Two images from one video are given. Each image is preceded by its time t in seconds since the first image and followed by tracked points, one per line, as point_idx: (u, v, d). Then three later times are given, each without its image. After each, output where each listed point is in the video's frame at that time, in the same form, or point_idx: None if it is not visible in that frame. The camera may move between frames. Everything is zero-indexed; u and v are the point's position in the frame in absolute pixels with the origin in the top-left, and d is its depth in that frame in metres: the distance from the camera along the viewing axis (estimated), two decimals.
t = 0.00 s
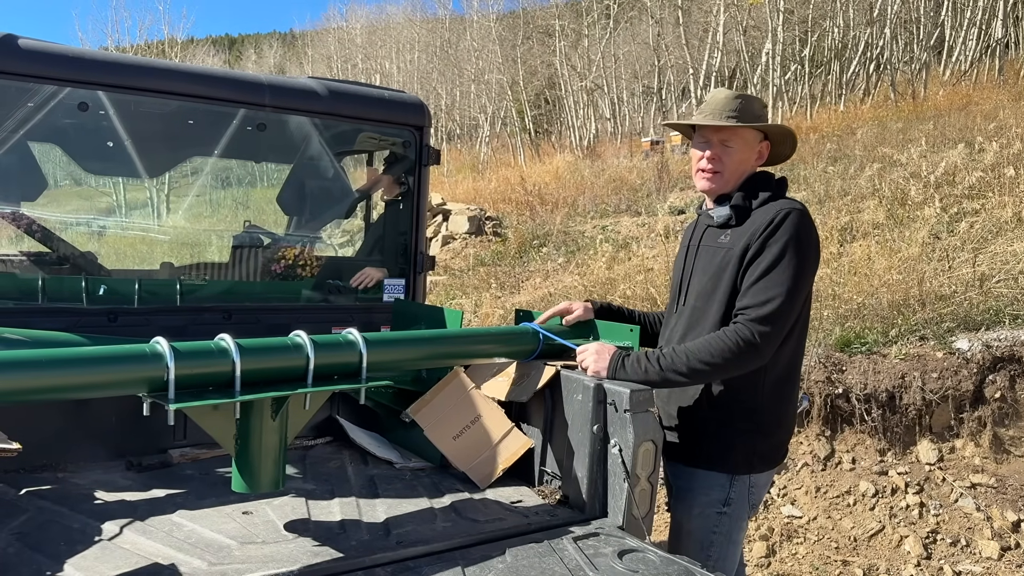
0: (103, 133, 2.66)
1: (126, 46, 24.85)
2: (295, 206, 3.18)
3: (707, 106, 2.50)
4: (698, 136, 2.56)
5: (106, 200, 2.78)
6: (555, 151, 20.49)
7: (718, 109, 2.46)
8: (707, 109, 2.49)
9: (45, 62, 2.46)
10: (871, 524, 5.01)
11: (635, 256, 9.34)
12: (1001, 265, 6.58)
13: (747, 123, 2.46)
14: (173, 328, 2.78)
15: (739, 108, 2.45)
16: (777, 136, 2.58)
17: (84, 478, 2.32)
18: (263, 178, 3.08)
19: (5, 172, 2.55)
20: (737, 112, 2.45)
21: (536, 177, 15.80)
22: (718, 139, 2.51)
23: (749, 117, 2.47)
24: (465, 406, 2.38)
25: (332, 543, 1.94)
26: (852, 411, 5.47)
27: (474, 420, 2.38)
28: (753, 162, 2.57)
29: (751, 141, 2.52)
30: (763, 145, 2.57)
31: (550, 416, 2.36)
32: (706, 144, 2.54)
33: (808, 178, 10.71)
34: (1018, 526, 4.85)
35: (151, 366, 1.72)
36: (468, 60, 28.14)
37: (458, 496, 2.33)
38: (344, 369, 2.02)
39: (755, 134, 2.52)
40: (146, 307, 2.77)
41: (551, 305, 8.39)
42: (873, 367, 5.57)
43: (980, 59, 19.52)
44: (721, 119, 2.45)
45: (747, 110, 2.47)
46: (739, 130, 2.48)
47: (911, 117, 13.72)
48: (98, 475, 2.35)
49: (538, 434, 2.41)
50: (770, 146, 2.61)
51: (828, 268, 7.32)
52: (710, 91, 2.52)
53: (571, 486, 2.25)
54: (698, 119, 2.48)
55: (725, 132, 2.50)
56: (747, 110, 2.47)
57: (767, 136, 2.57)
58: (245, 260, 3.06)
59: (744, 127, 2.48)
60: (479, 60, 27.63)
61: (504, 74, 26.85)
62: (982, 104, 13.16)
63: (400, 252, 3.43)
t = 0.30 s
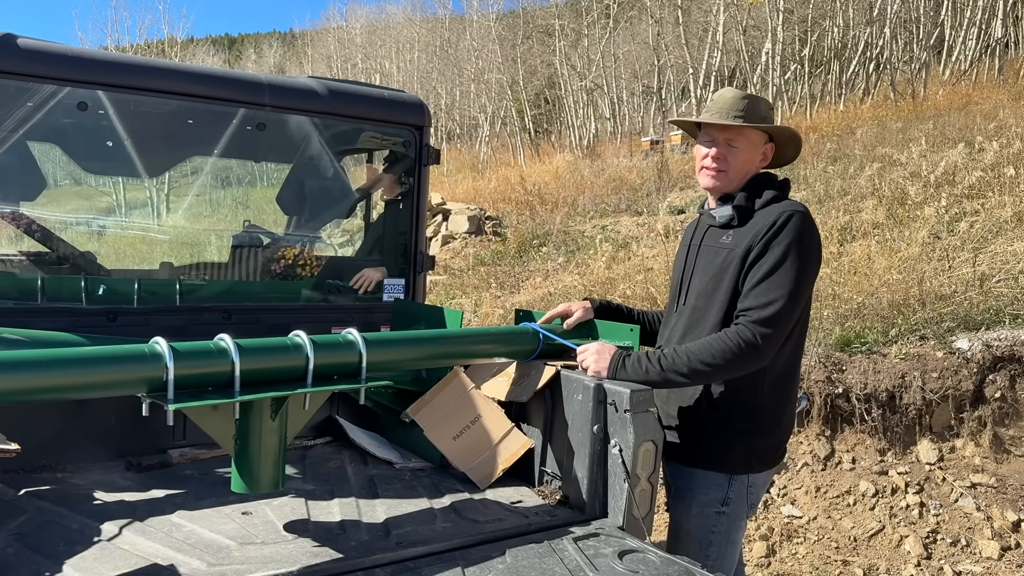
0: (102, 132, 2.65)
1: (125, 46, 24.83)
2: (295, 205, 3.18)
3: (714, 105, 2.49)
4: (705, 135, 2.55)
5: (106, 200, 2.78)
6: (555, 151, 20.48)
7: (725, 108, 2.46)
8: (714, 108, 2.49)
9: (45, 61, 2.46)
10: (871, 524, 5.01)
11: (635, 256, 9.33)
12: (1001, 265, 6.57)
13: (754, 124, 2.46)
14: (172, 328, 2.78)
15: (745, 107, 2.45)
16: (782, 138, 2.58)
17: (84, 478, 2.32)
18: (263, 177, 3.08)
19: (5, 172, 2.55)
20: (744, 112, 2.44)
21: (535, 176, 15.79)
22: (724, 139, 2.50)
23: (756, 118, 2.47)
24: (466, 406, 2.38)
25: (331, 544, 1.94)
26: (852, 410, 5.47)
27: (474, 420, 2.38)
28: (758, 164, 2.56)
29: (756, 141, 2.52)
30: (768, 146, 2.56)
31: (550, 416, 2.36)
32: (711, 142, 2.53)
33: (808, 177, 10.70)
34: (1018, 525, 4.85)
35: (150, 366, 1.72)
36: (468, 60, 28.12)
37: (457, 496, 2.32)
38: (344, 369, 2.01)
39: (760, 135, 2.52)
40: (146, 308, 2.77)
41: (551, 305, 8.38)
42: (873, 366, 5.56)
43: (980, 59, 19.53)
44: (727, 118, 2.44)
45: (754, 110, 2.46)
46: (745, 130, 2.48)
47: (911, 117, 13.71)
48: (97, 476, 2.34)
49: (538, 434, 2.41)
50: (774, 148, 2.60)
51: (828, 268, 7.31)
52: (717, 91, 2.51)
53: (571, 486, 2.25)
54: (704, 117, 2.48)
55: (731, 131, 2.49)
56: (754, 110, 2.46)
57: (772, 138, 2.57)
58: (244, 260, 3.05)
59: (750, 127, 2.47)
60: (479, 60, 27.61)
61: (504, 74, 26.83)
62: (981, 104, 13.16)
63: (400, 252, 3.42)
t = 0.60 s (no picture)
0: (101, 132, 2.65)
1: (125, 46, 24.82)
2: (294, 205, 3.17)
3: (707, 107, 2.50)
4: (699, 136, 2.56)
5: (105, 200, 2.77)
6: (555, 150, 20.47)
7: (716, 109, 2.46)
8: (706, 110, 2.49)
9: (45, 61, 2.46)
10: (871, 524, 5.01)
11: (635, 256, 9.33)
12: (1001, 265, 6.57)
13: (747, 124, 2.45)
14: (172, 328, 2.78)
15: (738, 108, 2.45)
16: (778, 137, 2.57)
17: (83, 478, 2.32)
18: (263, 177, 3.08)
19: (6, 172, 2.55)
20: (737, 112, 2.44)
21: (535, 176, 15.79)
22: (719, 141, 2.50)
23: (748, 118, 2.46)
24: (465, 406, 2.38)
25: (331, 544, 1.93)
26: (852, 410, 5.47)
27: (474, 420, 2.38)
28: (755, 163, 2.56)
29: (751, 141, 2.51)
30: (764, 144, 2.55)
31: (550, 416, 2.36)
32: (706, 144, 2.54)
33: (808, 177, 10.70)
34: (1018, 525, 4.85)
35: (150, 366, 1.71)
36: (468, 59, 28.10)
37: (457, 496, 2.32)
38: (343, 369, 2.01)
39: (755, 134, 2.51)
40: (146, 308, 2.77)
41: (551, 305, 8.37)
42: (873, 366, 5.55)
43: (979, 59, 19.53)
44: (719, 119, 2.45)
45: (746, 110, 2.45)
46: (738, 131, 2.47)
47: (910, 116, 13.71)
48: (97, 476, 2.34)
49: (538, 434, 2.41)
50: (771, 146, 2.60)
51: (828, 268, 7.31)
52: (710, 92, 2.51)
53: (571, 486, 2.24)
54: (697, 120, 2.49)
55: (724, 132, 2.50)
56: (747, 110, 2.45)
57: (768, 137, 2.56)
58: (245, 260, 3.05)
59: (743, 127, 2.47)
60: (479, 59, 27.59)
61: (504, 74, 26.83)
62: (981, 104, 13.15)
63: (400, 252, 3.42)
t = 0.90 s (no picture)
0: (103, 132, 2.65)
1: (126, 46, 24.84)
2: (296, 205, 3.18)
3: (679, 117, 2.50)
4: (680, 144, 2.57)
5: (107, 200, 2.78)
6: (556, 151, 20.47)
7: (683, 120, 2.46)
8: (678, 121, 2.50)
9: (45, 62, 2.46)
10: (872, 524, 5.01)
11: (636, 256, 9.33)
12: (1002, 265, 6.57)
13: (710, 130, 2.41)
14: (173, 327, 2.78)
15: (703, 115, 2.41)
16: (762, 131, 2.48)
17: (84, 478, 2.32)
18: (264, 177, 3.08)
19: (8, 172, 2.55)
20: (704, 119, 2.40)
21: (536, 176, 15.80)
22: (693, 149, 2.49)
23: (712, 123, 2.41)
24: (466, 406, 2.38)
25: (332, 544, 1.94)
26: (853, 410, 5.47)
27: (474, 420, 2.38)
28: (738, 162, 2.50)
29: (725, 142, 2.46)
30: (743, 142, 2.48)
31: (551, 416, 2.36)
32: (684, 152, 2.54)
33: (809, 177, 10.69)
34: (1019, 526, 4.85)
35: (151, 366, 1.72)
36: (469, 60, 28.10)
37: (458, 496, 2.32)
38: (344, 369, 2.01)
39: (732, 135, 2.46)
40: (147, 308, 2.77)
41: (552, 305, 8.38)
42: (874, 366, 5.55)
43: (981, 59, 19.51)
44: (684, 130, 2.44)
45: (711, 115, 2.40)
46: (707, 137, 2.45)
47: (911, 116, 13.70)
48: (98, 476, 2.34)
49: (539, 433, 2.41)
50: (757, 141, 2.51)
51: (829, 268, 7.32)
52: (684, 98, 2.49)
53: (572, 486, 2.24)
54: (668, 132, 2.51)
55: (697, 140, 2.47)
56: (711, 115, 2.41)
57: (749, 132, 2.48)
58: (246, 260, 3.06)
59: (713, 132, 2.43)
60: (480, 60, 27.58)
61: (505, 74, 26.83)
62: (982, 104, 13.14)
63: (401, 252, 3.42)
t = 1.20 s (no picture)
0: (109, 133, 2.67)
1: (131, 47, 24.92)
2: (301, 205, 3.19)
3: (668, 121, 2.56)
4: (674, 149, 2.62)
5: (112, 200, 2.79)
6: (561, 151, 20.48)
7: (667, 125, 2.52)
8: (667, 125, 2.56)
9: (51, 63, 2.47)
10: (876, 525, 5.00)
11: (641, 256, 9.34)
12: (1007, 266, 6.55)
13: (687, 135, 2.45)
14: (179, 327, 2.80)
15: (682, 119, 2.46)
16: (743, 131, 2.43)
17: (91, 477, 2.33)
18: (269, 177, 3.09)
19: (15, 173, 2.57)
20: (680, 124, 2.46)
21: (541, 177, 15.81)
22: (677, 153, 2.55)
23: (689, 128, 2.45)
24: (470, 406, 2.39)
25: (337, 543, 1.94)
26: (858, 411, 5.45)
27: (478, 421, 2.38)
28: (722, 164, 2.49)
29: (707, 145, 2.47)
30: (727, 143, 2.46)
31: (555, 416, 2.36)
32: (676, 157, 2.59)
33: (814, 177, 10.68)
34: None
35: (157, 365, 1.73)
36: (474, 60, 28.13)
37: (463, 496, 2.33)
38: (349, 369, 2.02)
39: (711, 137, 2.46)
40: (153, 307, 2.79)
41: (556, 305, 8.38)
42: (878, 367, 5.54)
43: (986, 59, 19.47)
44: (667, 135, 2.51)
45: (687, 120, 2.44)
46: (687, 141, 2.48)
47: (917, 117, 13.68)
48: (104, 475, 2.36)
49: (543, 433, 2.41)
50: (743, 141, 2.47)
51: (833, 269, 7.31)
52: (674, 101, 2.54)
53: (576, 486, 2.25)
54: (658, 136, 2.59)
55: (680, 144, 2.52)
56: (687, 120, 2.44)
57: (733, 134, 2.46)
58: (251, 260, 3.06)
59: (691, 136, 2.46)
60: (485, 60, 27.57)
61: (509, 74, 26.84)
62: (988, 104, 13.11)
63: (406, 252, 3.43)
